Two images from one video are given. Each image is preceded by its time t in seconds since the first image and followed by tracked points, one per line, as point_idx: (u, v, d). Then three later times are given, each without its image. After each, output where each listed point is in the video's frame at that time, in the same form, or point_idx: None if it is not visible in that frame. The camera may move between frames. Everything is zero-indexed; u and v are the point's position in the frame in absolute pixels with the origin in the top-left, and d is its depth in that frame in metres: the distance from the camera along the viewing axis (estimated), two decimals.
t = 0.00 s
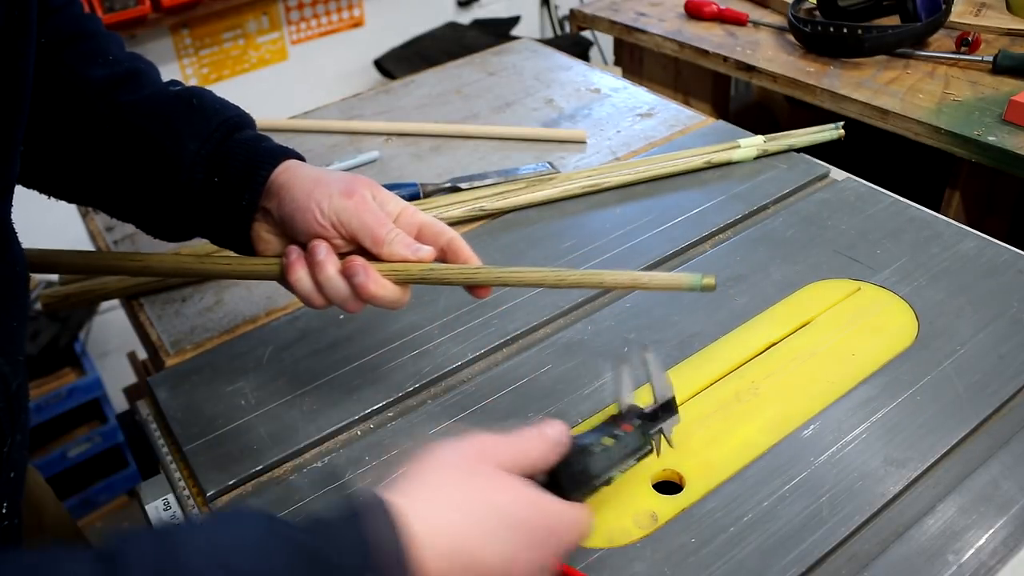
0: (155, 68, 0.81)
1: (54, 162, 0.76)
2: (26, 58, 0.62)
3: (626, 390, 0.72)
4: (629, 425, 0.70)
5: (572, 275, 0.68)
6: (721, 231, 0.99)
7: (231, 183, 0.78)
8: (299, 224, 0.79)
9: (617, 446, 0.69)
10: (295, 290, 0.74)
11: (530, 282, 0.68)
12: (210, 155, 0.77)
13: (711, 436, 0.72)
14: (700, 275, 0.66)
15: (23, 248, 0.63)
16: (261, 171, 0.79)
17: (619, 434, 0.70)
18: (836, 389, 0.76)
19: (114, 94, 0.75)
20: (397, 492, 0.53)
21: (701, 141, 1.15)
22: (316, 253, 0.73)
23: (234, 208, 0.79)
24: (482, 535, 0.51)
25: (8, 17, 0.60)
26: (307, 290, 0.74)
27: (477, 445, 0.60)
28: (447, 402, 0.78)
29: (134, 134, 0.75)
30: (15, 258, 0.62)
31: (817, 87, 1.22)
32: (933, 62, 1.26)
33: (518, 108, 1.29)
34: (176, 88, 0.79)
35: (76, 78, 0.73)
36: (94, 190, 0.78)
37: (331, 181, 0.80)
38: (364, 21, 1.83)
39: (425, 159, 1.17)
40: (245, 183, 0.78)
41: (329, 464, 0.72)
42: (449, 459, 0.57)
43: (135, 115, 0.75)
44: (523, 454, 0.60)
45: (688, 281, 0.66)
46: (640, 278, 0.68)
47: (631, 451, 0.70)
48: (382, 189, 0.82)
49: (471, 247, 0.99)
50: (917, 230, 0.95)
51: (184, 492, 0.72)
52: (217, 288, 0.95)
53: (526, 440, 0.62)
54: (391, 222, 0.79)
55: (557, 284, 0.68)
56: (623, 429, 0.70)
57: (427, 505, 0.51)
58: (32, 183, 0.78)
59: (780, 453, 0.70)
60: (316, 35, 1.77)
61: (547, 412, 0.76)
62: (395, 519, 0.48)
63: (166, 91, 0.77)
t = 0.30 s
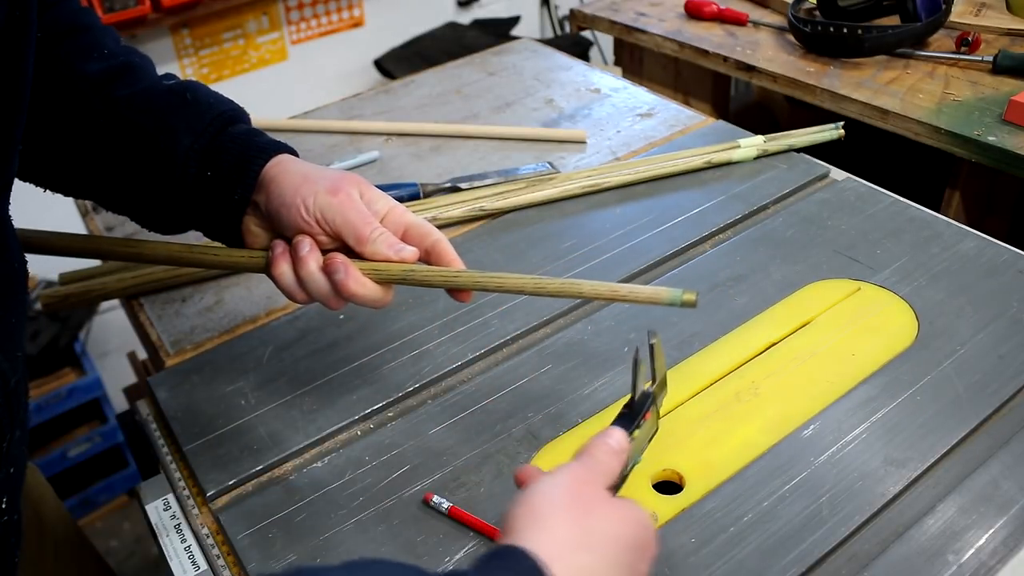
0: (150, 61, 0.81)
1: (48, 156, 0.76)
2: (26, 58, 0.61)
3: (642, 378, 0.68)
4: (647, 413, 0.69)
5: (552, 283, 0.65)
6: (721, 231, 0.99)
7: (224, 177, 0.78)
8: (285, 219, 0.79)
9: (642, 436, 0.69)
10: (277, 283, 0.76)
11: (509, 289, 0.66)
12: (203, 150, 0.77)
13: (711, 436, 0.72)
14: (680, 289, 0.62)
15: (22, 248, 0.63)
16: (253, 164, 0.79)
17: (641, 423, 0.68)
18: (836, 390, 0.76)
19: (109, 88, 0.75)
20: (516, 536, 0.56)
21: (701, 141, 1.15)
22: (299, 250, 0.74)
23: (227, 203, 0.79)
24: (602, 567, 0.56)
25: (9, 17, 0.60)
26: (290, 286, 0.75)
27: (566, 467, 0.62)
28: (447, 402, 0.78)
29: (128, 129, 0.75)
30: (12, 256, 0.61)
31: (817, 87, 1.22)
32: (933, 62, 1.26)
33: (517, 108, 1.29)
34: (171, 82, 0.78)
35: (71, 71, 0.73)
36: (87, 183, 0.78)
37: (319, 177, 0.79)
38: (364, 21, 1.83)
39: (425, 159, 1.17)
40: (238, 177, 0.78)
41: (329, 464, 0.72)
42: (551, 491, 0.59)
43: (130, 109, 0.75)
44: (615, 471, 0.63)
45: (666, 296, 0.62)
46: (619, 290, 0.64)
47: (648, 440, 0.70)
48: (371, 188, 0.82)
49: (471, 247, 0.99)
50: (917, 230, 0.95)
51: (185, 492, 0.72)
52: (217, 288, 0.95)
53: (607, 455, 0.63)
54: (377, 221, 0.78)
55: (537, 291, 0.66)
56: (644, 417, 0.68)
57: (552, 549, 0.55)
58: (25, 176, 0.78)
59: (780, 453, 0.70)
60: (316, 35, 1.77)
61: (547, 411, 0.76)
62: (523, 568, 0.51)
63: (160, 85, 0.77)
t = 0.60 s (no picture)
0: (152, 63, 0.81)
1: (50, 157, 0.76)
2: (28, 60, 0.61)
3: (660, 368, 0.66)
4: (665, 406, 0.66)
5: (546, 295, 0.63)
6: (721, 231, 0.99)
7: (226, 178, 0.78)
8: (285, 223, 0.80)
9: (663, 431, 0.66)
10: (275, 286, 0.76)
11: (502, 301, 0.64)
12: (205, 151, 0.77)
13: (711, 436, 0.72)
14: (676, 307, 0.60)
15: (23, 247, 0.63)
16: (255, 166, 0.78)
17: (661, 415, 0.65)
18: (836, 390, 0.76)
19: (111, 90, 0.74)
20: (558, 541, 0.52)
21: (701, 141, 1.15)
22: (298, 254, 0.74)
23: (228, 204, 0.79)
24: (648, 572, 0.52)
25: (12, 18, 0.60)
26: (288, 289, 0.76)
27: (599, 462, 0.57)
28: (447, 402, 0.78)
29: (130, 130, 0.75)
30: (13, 255, 0.61)
31: (817, 87, 1.22)
32: (933, 62, 1.26)
33: (517, 108, 1.29)
34: (173, 83, 0.78)
35: (73, 72, 0.73)
36: (88, 185, 0.78)
37: (319, 181, 0.80)
38: (364, 21, 1.83)
39: (425, 159, 1.17)
40: (239, 178, 0.78)
41: (329, 464, 0.72)
42: (589, 491, 0.54)
43: (132, 111, 0.75)
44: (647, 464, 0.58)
45: (662, 313, 0.60)
46: (613, 305, 0.62)
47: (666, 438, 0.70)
48: (370, 192, 0.82)
49: (471, 247, 0.99)
50: (917, 230, 0.95)
51: (185, 492, 0.72)
52: (217, 288, 0.95)
53: (636, 447, 0.58)
54: (376, 227, 0.79)
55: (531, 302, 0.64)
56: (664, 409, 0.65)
57: (598, 555, 0.51)
58: (27, 178, 0.78)
59: (780, 453, 0.70)
60: (316, 35, 1.77)
61: (547, 411, 0.76)
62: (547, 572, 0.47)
63: (162, 86, 0.77)
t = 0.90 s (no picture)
0: (153, 65, 0.81)
1: (51, 161, 0.75)
2: (28, 64, 0.61)
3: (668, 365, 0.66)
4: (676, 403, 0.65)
5: (544, 307, 0.64)
6: (721, 231, 0.99)
7: (227, 182, 0.78)
8: (284, 229, 0.80)
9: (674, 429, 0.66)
10: (274, 290, 0.76)
11: (500, 312, 0.65)
12: (206, 155, 0.77)
13: (711, 436, 0.72)
14: (670, 323, 0.61)
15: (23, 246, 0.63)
16: (256, 170, 0.79)
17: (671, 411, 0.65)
18: (836, 389, 0.76)
19: (113, 94, 0.74)
20: (574, 537, 0.51)
21: (701, 141, 1.15)
22: (296, 260, 0.74)
23: (229, 208, 0.79)
24: (664, 569, 0.52)
25: (13, 20, 0.60)
26: (287, 293, 0.76)
27: (612, 459, 0.57)
28: (447, 402, 0.78)
29: (131, 134, 0.75)
30: (13, 254, 0.61)
31: (817, 87, 1.22)
32: (933, 62, 1.26)
33: (517, 108, 1.29)
34: (174, 87, 0.78)
35: (74, 76, 0.73)
36: (95, 189, 0.78)
37: (319, 188, 0.80)
38: (364, 21, 1.83)
39: (425, 160, 1.17)
40: (240, 182, 0.78)
41: (329, 464, 0.72)
42: (604, 485, 0.54)
43: (133, 115, 0.75)
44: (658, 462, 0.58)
45: (657, 328, 0.61)
46: (611, 320, 0.62)
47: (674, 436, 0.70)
48: (370, 199, 0.81)
49: (471, 247, 0.99)
50: (917, 230, 0.95)
51: (185, 492, 0.72)
52: (217, 289, 0.95)
53: (646, 446, 0.58)
54: (376, 234, 0.79)
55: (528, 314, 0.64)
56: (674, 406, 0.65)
57: (615, 551, 0.50)
58: (28, 180, 0.78)
59: (779, 453, 0.70)
60: (315, 35, 1.77)
61: (547, 411, 0.76)
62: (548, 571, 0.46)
63: (163, 90, 0.77)
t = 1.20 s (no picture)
0: (158, 67, 0.81)
1: (56, 163, 0.76)
2: (28, 66, 0.61)
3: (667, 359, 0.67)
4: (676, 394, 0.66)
5: (549, 312, 0.65)
6: (721, 231, 0.99)
7: (233, 185, 0.77)
8: (290, 232, 0.80)
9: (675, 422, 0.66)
10: (281, 294, 0.76)
11: (507, 315, 0.65)
12: (211, 158, 0.76)
13: (711, 435, 0.72)
14: (675, 326, 0.63)
15: (23, 246, 0.63)
16: (261, 173, 0.78)
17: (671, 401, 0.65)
18: (837, 389, 0.76)
19: (118, 97, 0.74)
20: (578, 525, 0.52)
21: (701, 141, 1.15)
22: (302, 263, 0.73)
23: (235, 211, 0.78)
24: (670, 555, 0.52)
25: (13, 20, 0.60)
26: (293, 297, 0.76)
27: (615, 449, 0.57)
28: (447, 402, 0.78)
29: (136, 136, 0.74)
30: (12, 254, 0.61)
31: (817, 87, 1.22)
32: (933, 62, 1.26)
33: (518, 108, 1.29)
34: (178, 90, 0.78)
35: (78, 78, 0.73)
36: (100, 190, 0.78)
37: (325, 192, 0.79)
38: (364, 20, 1.83)
39: (425, 160, 1.17)
40: (246, 185, 0.77)
41: (329, 464, 0.72)
42: (607, 475, 0.54)
43: (138, 118, 0.74)
44: (660, 451, 0.58)
45: (661, 332, 0.63)
46: (614, 323, 0.64)
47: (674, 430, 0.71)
48: (375, 203, 0.82)
49: (471, 247, 0.99)
50: (917, 230, 0.95)
51: (185, 492, 0.72)
52: (217, 289, 0.95)
53: (649, 437, 0.58)
54: (381, 238, 0.79)
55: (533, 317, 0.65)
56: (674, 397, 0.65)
57: (620, 538, 0.51)
58: (34, 182, 0.78)
59: (779, 453, 0.70)
60: (315, 35, 1.77)
61: (547, 411, 0.76)
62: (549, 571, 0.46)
63: (168, 92, 0.77)
